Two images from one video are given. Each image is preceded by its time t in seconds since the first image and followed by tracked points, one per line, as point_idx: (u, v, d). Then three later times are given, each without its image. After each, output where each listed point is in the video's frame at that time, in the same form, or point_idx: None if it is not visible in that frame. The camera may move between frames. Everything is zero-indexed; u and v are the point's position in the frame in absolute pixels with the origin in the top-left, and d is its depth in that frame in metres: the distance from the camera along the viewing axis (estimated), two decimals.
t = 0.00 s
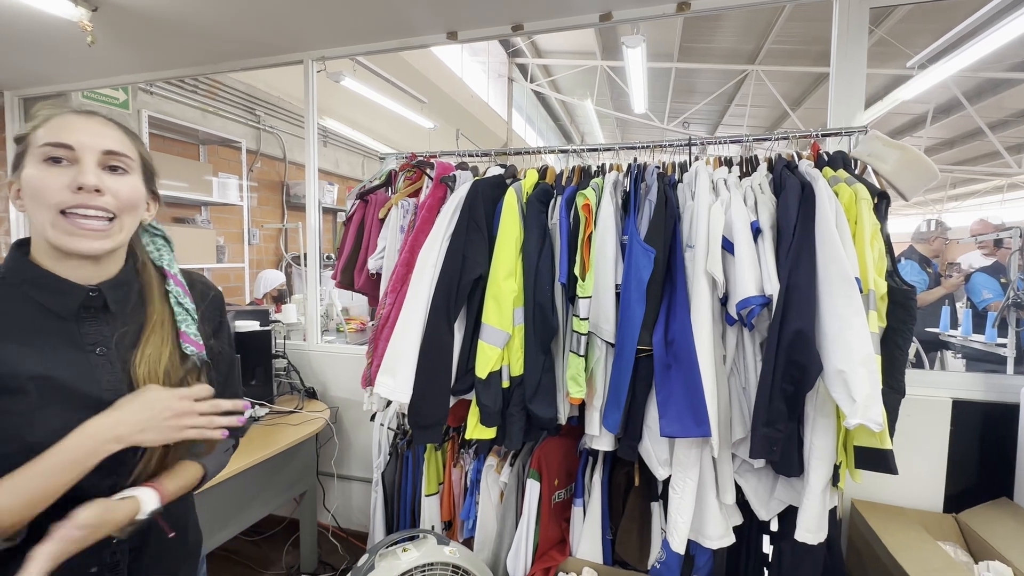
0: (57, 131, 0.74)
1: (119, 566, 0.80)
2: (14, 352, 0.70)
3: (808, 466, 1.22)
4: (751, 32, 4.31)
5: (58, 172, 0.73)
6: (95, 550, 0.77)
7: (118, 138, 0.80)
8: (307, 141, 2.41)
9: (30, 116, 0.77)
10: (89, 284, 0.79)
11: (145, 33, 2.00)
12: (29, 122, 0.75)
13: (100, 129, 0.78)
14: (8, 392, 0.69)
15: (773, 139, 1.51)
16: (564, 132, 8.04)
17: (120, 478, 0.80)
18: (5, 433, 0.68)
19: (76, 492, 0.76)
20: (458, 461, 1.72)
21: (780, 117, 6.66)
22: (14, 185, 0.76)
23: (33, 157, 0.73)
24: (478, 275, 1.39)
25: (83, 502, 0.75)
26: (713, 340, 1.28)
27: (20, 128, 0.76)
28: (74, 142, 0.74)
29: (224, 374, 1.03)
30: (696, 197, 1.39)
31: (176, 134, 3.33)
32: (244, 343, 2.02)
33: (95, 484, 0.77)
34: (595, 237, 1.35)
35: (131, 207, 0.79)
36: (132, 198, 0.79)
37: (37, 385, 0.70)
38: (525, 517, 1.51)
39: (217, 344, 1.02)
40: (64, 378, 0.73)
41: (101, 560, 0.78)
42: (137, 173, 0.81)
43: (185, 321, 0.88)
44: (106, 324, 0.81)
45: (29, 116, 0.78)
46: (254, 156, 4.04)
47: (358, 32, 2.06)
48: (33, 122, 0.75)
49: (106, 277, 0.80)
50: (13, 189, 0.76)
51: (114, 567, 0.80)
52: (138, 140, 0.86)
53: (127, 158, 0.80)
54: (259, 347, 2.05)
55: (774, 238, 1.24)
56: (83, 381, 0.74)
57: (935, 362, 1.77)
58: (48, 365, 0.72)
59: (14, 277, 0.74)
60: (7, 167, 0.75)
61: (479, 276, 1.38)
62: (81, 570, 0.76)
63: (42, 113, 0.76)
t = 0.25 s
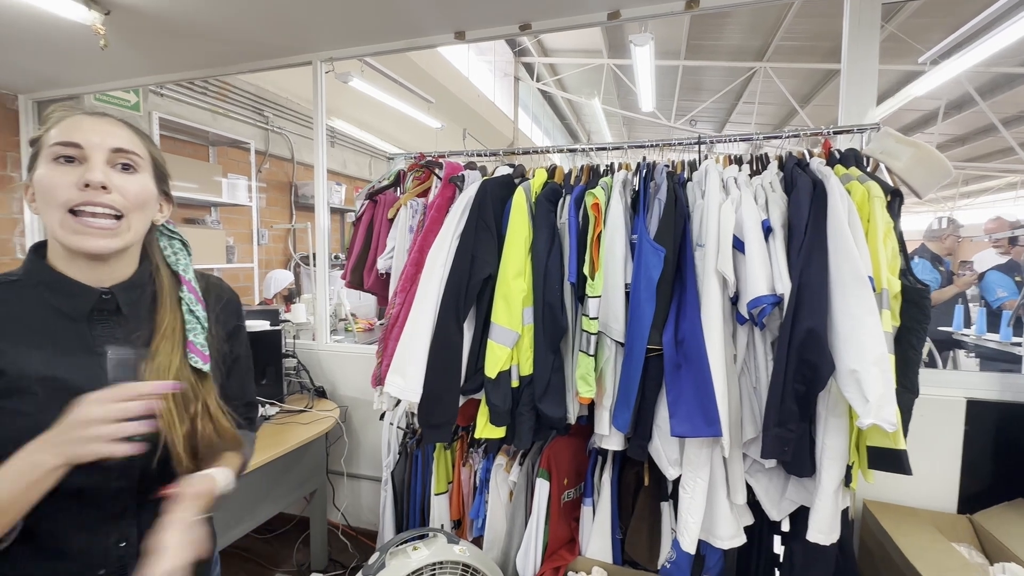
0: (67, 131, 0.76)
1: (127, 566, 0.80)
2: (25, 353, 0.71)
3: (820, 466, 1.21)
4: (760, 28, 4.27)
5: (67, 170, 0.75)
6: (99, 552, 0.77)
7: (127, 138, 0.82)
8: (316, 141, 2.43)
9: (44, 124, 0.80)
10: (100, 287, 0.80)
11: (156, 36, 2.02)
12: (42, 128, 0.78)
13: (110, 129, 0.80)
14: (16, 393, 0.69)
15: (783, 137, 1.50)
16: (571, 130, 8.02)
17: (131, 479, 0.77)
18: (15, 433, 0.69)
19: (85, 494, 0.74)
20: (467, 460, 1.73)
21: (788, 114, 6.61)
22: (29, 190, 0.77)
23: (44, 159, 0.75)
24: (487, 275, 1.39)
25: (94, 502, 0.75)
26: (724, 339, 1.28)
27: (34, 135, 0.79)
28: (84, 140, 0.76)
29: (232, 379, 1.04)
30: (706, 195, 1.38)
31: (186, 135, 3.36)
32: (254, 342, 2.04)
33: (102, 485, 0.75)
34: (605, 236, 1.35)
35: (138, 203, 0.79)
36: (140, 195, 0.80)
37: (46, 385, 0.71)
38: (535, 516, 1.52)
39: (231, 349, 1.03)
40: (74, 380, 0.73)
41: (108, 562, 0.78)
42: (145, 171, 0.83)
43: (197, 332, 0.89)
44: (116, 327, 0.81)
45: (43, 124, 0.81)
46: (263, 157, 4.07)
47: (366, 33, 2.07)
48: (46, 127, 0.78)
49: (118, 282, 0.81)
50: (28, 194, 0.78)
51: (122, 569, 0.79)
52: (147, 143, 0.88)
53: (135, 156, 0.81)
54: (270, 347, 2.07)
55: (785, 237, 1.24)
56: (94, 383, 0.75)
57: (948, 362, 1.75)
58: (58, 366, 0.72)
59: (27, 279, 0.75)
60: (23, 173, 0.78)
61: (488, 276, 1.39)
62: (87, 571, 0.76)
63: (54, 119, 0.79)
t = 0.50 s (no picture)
0: (89, 134, 0.78)
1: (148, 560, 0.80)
2: (43, 354, 0.72)
3: (833, 466, 1.20)
4: (768, 25, 4.23)
5: (90, 173, 0.76)
6: (120, 545, 0.77)
7: (146, 142, 0.83)
8: (325, 142, 2.44)
9: (63, 127, 0.81)
10: (116, 287, 0.80)
11: (168, 39, 2.05)
12: (63, 131, 0.79)
13: (130, 134, 0.81)
14: (36, 393, 0.71)
15: (795, 134, 1.49)
16: (578, 129, 8.00)
17: (149, 472, 0.79)
18: (34, 432, 0.70)
19: (104, 490, 0.75)
20: (476, 459, 1.74)
21: (798, 111, 6.54)
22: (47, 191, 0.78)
23: (65, 162, 0.76)
24: (496, 274, 1.40)
25: (113, 497, 0.76)
26: (735, 339, 1.27)
27: (54, 138, 0.80)
28: (107, 145, 0.78)
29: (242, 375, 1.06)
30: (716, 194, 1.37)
31: (197, 137, 3.40)
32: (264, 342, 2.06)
33: (119, 479, 0.76)
34: (614, 235, 1.35)
35: (159, 207, 0.81)
36: (159, 200, 0.81)
37: (64, 385, 0.72)
38: (544, 515, 1.52)
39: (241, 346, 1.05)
40: (91, 379, 0.74)
41: (127, 556, 0.78)
42: (163, 176, 0.84)
43: (211, 326, 0.89)
44: (130, 326, 0.82)
45: (60, 126, 0.81)
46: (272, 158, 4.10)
47: (375, 33, 2.08)
48: (66, 130, 0.79)
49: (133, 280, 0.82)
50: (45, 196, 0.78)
51: (141, 565, 0.80)
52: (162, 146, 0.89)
53: (154, 161, 0.83)
54: (280, 346, 2.08)
55: (797, 236, 1.23)
56: (110, 382, 0.75)
57: (962, 361, 1.73)
58: (75, 366, 0.73)
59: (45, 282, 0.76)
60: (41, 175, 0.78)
61: (497, 276, 1.39)
62: (107, 565, 0.76)
63: (74, 122, 0.80)
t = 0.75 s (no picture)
0: (84, 141, 0.78)
1: (173, 554, 0.83)
2: (76, 353, 0.72)
3: (848, 468, 1.19)
4: (781, 20, 4.18)
5: (87, 182, 0.77)
6: (147, 539, 0.79)
7: (143, 142, 0.82)
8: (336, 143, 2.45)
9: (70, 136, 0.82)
10: (139, 288, 0.82)
11: (181, 42, 2.07)
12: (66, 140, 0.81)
13: (123, 134, 0.80)
14: (68, 391, 0.71)
15: (809, 132, 1.47)
16: (587, 127, 7.97)
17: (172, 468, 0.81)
18: (68, 429, 0.71)
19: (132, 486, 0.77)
20: (488, 459, 1.75)
21: (810, 107, 6.46)
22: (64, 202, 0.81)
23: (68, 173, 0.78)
24: (508, 275, 1.40)
25: (139, 493, 0.78)
26: (748, 339, 1.26)
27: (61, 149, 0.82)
28: (99, 150, 0.77)
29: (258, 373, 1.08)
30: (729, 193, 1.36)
31: (210, 138, 3.44)
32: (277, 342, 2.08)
33: (147, 475, 0.78)
34: (626, 235, 1.34)
35: (157, 207, 0.80)
36: (158, 199, 0.80)
37: (95, 384, 0.73)
38: (556, 515, 1.52)
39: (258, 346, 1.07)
40: (121, 377, 0.75)
41: (153, 551, 0.80)
42: (163, 173, 0.83)
43: (227, 328, 0.91)
44: (153, 326, 0.83)
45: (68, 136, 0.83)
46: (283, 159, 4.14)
47: (385, 35, 2.09)
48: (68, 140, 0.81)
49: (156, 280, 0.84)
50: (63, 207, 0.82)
51: (166, 558, 0.82)
52: (166, 143, 0.88)
53: (151, 159, 0.82)
54: (293, 346, 2.10)
55: (811, 235, 1.21)
56: (139, 381, 0.77)
57: (981, 362, 1.70)
58: (105, 365, 0.74)
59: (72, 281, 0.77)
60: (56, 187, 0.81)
61: (509, 276, 1.39)
62: (134, 560, 0.78)
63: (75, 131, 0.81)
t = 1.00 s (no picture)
0: (96, 154, 0.80)
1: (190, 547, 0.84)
2: (93, 359, 0.74)
3: (859, 469, 1.18)
4: (790, 17, 4.14)
5: (99, 197, 0.79)
6: (164, 533, 0.81)
7: (152, 155, 0.83)
8: (345, 144, 2.47)
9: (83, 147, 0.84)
10: (152, 294, 0.84)
11: (193, 46, 2.09)
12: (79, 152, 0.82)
13: (133, 148, 0.81)
14: (85, 395, 0.73)
15: (819, 131, 1.46)
16: (594, 126, 7.95)
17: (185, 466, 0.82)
18: (84, 433, 0.72)
19: (148, 484, 0.79)
20: (497, 458, 1.75)
21: (821, 104, 6.39)
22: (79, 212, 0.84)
23: (80, 186, 0.80)
24: (516, 275, 1.40)
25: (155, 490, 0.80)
26: (758, 339, 1.26)
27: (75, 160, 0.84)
28: (110, 164, 0.79)
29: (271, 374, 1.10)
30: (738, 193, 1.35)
31: (220, 141, 3.48)
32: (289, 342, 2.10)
33: (161, 473, 0.79)
34: (634, 236, 1.34)
35: (165, 222, 0.82)
36: (166, 213, 0.82)
37: (111, 387, 0.75)
38: (564, 515, 1.52)
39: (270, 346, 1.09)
40: (137, 381, 0.77)
41: (170, 544, 0.82)
42: (171, 186, 0.85)
43: (236, 330, 0.94)
44: (167, 330, 0.85)
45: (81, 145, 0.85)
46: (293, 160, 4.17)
47: (393, 37, 2.10)
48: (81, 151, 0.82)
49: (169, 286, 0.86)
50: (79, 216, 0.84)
51: (183, 552, 0.84)
52: (175, 153, 0.89)
53: (159, 173, 0.83)
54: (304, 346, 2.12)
55: (822, 235, 1.21)
56: (153, 384, 0.79)
57: (995, 362, 1.68)
58: (121, 370, 0.76)
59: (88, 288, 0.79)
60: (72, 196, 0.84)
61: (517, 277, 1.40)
62: (153, 552, 0.80)
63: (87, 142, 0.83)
